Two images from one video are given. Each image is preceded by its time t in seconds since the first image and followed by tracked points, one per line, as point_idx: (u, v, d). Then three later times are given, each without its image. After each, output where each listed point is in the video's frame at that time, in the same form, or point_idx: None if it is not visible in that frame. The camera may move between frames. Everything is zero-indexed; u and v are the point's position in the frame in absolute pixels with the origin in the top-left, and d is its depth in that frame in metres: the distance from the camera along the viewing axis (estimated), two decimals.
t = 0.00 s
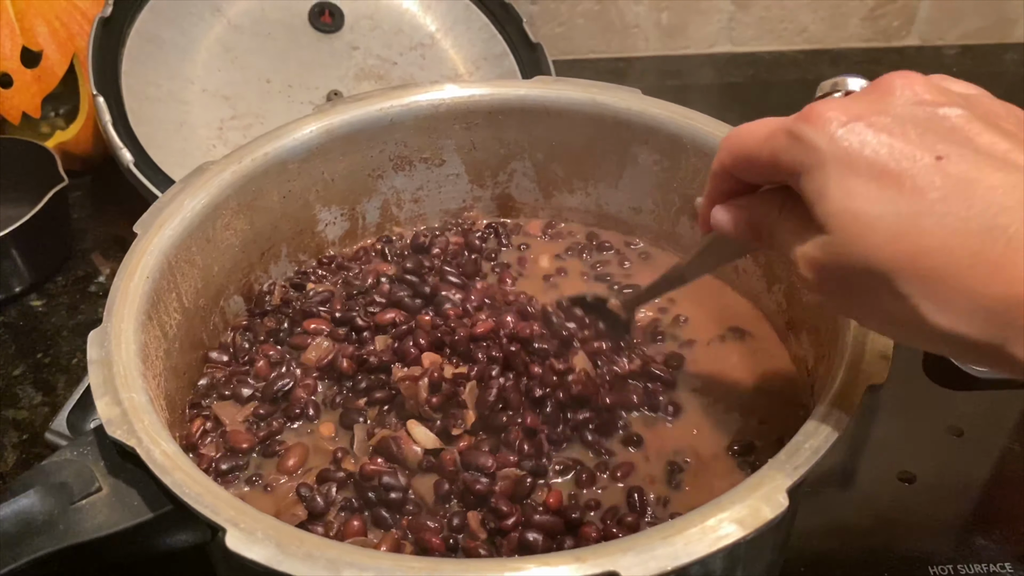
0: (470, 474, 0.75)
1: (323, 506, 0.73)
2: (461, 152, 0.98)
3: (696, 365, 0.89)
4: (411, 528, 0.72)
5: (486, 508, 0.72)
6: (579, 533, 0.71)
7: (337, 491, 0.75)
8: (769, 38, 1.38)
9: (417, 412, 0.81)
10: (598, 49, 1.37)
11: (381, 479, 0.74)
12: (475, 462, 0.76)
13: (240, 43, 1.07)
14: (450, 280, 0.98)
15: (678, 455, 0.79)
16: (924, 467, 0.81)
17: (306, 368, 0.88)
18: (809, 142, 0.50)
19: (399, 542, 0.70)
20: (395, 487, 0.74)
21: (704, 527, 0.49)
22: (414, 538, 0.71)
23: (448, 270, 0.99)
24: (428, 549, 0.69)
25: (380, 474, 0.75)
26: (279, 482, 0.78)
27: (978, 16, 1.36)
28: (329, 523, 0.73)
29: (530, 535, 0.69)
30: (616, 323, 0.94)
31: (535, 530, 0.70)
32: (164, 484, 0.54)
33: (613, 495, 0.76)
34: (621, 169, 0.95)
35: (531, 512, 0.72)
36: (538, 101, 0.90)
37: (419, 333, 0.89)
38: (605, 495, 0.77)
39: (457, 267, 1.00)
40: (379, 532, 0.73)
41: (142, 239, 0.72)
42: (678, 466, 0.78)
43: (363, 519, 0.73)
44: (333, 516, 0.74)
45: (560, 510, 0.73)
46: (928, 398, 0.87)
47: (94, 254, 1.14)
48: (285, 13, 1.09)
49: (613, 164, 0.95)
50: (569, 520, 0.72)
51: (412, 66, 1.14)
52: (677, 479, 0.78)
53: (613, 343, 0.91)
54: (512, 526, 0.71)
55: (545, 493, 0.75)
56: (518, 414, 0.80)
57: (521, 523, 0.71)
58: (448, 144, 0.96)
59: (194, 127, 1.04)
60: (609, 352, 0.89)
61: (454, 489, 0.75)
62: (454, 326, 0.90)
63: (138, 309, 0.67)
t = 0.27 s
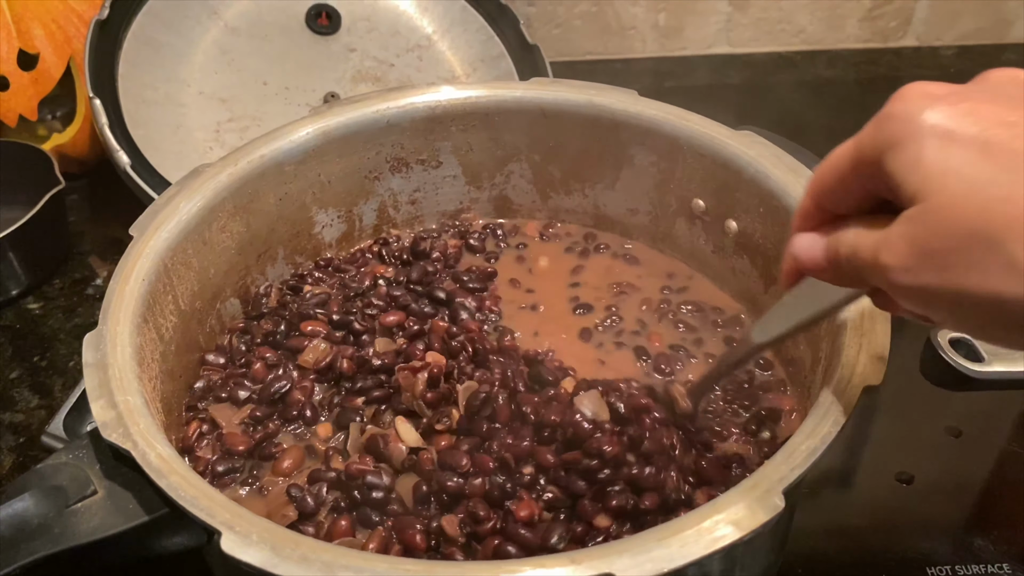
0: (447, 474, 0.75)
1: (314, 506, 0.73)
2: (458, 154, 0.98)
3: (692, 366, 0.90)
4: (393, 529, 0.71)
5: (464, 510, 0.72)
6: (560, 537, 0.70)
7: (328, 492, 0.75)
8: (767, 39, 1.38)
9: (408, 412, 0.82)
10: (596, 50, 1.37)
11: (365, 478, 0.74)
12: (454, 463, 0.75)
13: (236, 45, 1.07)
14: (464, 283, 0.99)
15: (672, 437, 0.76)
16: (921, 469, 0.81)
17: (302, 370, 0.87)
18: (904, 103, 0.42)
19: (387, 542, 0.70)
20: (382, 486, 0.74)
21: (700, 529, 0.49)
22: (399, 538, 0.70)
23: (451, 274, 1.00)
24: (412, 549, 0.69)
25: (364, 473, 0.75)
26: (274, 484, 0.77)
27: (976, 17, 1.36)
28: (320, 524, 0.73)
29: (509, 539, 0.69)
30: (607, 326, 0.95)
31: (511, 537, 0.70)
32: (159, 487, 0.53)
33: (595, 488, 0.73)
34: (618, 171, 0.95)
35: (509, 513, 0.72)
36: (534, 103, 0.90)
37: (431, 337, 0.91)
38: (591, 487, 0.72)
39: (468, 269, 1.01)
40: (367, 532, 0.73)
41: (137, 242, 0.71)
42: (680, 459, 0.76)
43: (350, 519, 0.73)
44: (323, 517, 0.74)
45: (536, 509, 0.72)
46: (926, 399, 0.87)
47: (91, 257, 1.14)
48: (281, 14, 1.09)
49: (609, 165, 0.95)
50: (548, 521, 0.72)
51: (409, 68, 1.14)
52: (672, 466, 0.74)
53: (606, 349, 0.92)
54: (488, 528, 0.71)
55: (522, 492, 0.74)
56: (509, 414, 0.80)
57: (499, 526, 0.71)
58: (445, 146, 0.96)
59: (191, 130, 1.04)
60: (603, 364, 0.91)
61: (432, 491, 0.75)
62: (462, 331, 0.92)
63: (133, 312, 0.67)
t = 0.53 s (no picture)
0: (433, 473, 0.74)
1: (305, 507, 0.73)
2: (453, 156, 0.98)
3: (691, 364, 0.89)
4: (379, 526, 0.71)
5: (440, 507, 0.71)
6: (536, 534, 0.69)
7: (320, 493, 0.75)
8: (764, 41, 1.38)
9: (404, 411, 0.81)
10: (592, 52, 1.37)
11: (358, 477, 0.74)
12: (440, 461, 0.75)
13: (232, 47, 1.07)
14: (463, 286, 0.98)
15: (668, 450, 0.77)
16: (917, 471, 0.81)
17: (297, 373, 0.87)
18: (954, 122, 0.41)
19: (372, 544, 0.69)
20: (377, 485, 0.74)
21: (694, 532, 0.49)
22: (384, 537, 0.69)
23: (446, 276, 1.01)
24: (395, 547, 0.68)
25: (358, 471, 0.75)
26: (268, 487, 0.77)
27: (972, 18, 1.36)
28: (312, 524, 0.72)
29: (478, 534, 0.68)
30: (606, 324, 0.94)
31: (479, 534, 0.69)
32: (151, 491, 0.53)
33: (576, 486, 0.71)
34: (613, 172, 0.95)
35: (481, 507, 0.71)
36: (529, 105, 0.90)
37: (433, 340, 0.90)
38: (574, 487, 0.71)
39: (468, 270, 1.01)
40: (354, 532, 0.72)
41: (131, 246, 0.71)
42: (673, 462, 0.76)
43: (339, 519, 0.72)
44: (316, 518, 0.74)
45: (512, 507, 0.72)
46: (923, 401, 0.87)
47: (86, 260, 1.14)
48: (276, 17, 1.09)
49: (604, 167, 0.95)
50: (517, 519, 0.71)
51: (405, 70, 1.14)
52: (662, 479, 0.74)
53: (606, 347, 0.91)
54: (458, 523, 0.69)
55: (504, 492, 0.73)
56: (507, 414, 0.79)
57: (470, 522, 0.70)
58: (440, 149, 0.96)
59: (186, 133, 1.03)
60: (602, 358, 0.89)
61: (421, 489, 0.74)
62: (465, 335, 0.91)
63: (126, 316, 0.67)
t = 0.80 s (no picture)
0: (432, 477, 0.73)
1: (311, 508, 0.73)
2: (455, 157, 0.98)
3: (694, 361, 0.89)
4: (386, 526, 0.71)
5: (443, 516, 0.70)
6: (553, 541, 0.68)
7: (325, 494, 0.75)
8: (763, 42, 1.38)
9: (407, 411, 0.81)
10: (592, 53, 1.37)
11: (364, 479, 0.74)
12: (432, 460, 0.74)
13: (233, 49, 1.07)
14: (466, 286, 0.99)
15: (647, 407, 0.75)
16: (918, 470, 0.81)
17: (300, 373, 0.87)
18: None
19: (381, 544, 0.70)
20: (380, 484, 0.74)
21: (697, 531, 0.49)
22: (392, 538, 0.70)
23: (449, 276, 1.01)
24: (404, 550, 0.69)
25: (364, 473, 0.74)
26: (272, 488, 0.77)
27: (971, 18, 1.36)
28: (317, 526, 0.73)
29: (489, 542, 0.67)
30: (609, 324, 0.94)
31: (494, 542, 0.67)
32: (156, 492, 0.53)
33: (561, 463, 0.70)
34: (615, 173, 0.95)
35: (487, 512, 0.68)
36: (531, 106, 0.91)
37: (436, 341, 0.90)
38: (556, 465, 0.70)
39: (472, 270, 1.01)
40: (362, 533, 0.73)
41: (135, 247, 0.72)
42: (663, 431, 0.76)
43: (346, 520, 0.73)
44: (321, 519, 0.74)
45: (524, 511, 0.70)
46: (923, 400, 0.88)
47: (88, 262, 1.14)
48: (277, 19, 1.09)
49: (606, 168, 0.95)
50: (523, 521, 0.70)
51: (406, 72, 1.14)
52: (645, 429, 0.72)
53: (609, 346, 0.91)
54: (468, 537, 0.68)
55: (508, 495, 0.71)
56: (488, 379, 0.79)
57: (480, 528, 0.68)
58: (442, 150, 0.96)
59: (187, 134, 1.04)
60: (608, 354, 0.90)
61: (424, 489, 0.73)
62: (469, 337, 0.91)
63: (131, 317, 0.67)
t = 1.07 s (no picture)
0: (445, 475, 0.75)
1: (320, 508, 0.73)
2: (459, 157, 0.98)
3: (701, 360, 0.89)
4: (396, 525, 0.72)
5: (458, 513, 0.72)
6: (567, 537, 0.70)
7: (334, 494, 0.75)
8: (765, 42, 1.38)
9: (416, 411, 0.81)
10: (595, 54, 1.38)
11: (373, 479, 0.74)
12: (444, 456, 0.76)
13: (237, 51, 1.07)
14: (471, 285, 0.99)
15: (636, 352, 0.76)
16: (922, 469, 0.82)
17: (307, 373, 0.88)
18: None
19: (390, 543, 0.70)
20: (387, 483, 0.74)
21: (706, 530, 0.50)
22: (402, 537, 0.70)
23: (455, 275, 1.01)
24: (415, 549, 0.69)
25: (373, 473, 0.75)
26: (279, 488, 0.77)
27: (972, 18, 1.37)
28: (326, 525, 0.73)
29: (503, 541, 0.69)
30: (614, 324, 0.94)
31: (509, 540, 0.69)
32: (166, 491, 0.54)
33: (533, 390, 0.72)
34: (620, 173, 0.96)
35: (507, 511, 0.71)
36: (535, 106, 0.91)
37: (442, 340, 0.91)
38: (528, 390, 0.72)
39: (477, 270, 1.01)
40: (371, 533, 0.73)
41: (142, 247, 0.72)
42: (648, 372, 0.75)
43: (355, 519, 0.73)
44: (329, 519, 0.74)
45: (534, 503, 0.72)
46: (927, 399, 0.88)
47: (93, 262, 1.15)
48: (281, 20, 1.09)
49: (610, 168, 0.96)
50: (535, 518, 0.72)
51: (410, 73, 1.14)
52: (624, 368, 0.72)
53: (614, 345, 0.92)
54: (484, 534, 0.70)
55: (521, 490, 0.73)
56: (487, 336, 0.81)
57: (500, 527, 0.71)
58: (447, 150, 0.97)
59: (192, 135, 1.04)
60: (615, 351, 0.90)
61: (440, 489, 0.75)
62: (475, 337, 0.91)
63: (139, 317, 0.67)
